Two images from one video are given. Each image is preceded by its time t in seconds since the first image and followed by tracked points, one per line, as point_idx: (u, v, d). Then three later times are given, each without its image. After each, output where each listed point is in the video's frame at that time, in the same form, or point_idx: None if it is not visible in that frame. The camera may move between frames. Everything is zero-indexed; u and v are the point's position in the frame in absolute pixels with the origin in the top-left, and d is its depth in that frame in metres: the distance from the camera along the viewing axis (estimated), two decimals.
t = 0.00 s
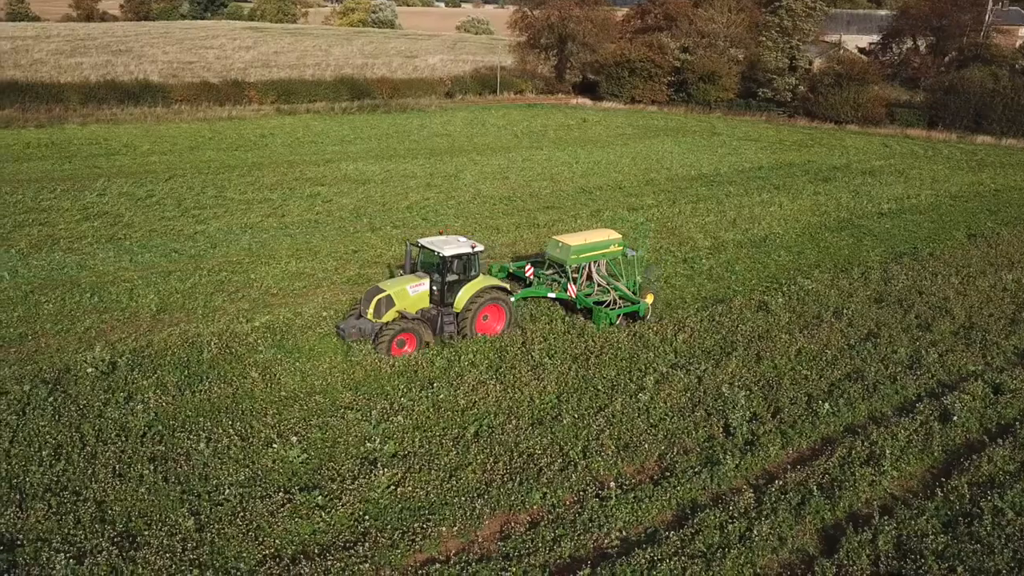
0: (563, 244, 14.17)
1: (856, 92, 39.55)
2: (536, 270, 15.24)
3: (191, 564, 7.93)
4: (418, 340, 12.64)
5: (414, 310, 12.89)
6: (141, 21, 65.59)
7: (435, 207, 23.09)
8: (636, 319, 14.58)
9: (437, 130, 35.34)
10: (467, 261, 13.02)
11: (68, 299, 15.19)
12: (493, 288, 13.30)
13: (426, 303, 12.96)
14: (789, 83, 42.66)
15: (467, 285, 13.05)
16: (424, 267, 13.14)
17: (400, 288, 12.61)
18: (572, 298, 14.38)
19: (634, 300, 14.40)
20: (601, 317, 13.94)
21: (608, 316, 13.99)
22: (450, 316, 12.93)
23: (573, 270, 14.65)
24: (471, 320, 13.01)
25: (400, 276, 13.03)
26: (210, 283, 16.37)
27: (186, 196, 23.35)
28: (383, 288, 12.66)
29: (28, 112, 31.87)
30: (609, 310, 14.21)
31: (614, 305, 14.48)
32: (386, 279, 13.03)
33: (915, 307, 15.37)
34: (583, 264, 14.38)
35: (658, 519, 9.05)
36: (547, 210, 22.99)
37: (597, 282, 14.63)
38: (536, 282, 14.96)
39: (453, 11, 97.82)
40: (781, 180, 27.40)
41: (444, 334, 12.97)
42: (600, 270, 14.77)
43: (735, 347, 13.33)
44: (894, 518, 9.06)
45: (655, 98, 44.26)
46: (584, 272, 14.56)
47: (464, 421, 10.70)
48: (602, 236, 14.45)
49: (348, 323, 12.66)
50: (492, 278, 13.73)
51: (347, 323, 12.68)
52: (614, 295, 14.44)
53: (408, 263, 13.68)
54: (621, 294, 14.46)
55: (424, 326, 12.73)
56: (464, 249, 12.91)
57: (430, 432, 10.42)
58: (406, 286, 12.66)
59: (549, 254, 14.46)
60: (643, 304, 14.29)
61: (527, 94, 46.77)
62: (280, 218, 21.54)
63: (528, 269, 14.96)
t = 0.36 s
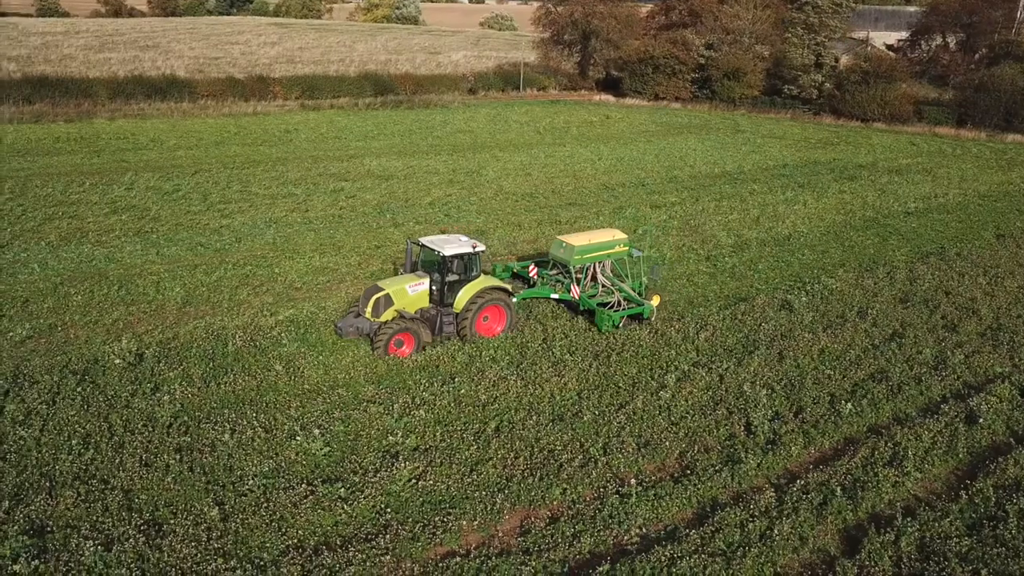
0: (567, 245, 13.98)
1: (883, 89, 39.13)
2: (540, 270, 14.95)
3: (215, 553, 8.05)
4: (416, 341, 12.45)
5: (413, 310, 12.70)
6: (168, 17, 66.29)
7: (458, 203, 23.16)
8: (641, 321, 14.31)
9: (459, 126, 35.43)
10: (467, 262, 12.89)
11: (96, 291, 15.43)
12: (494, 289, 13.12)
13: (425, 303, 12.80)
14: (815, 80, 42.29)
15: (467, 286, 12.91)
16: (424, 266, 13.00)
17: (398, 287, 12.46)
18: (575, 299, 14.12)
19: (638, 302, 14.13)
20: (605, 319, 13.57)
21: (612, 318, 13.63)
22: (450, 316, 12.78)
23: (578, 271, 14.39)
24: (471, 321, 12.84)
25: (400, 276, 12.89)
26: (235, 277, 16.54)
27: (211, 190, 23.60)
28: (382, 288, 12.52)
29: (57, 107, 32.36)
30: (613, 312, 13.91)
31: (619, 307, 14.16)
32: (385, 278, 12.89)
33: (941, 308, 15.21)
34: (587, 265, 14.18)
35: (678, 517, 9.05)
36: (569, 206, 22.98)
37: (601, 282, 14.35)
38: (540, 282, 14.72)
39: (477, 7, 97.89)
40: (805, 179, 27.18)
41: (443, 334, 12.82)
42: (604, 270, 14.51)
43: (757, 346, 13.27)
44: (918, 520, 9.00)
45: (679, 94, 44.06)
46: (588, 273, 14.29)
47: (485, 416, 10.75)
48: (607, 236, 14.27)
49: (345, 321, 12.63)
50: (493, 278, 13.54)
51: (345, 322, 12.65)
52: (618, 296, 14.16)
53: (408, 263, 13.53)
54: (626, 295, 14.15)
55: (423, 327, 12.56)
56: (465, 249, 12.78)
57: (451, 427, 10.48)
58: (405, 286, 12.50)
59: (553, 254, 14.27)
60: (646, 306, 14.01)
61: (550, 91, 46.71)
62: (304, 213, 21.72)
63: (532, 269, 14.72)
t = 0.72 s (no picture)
0: (572, 245, 13.72)
1: (912, 88, 38.68)
2: (546, 270, 14.75)
3: (241, 544, 8.16)
4: (416, 342, 12.33)
5: (414, 310, 12.57)
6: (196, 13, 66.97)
7: (481, 200, 23.19)
8: (646, 324, 13.99)
9: (484, 123, 35.48)
10: (468, 262, 12.77)
11: (125, 285, 15.65)
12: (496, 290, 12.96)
13: (426, 303, 12.67)
14: (843, 79, 41.83)
15: (468, 287, 12.77)
16: (425, 267, 12.92)
17: (398, 287, 12.33)
18: (580, 300, 13.89)
19: (645, 304, 13.84)
20: (609, 320, 13.40)
21: (616, 320, 13.47)
22: (451, 317, 12.66)
23: (584, 271, 14.19)
24: (472, 322, 12.69)
25: (400, 276, 12.76)
26: (261, 271, 16.70)
27: (238, 186, 23.83)
28: (382, 288, 12.39)
29: (87, 102, 32.81)
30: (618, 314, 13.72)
31: (624, 309, 13.95)
32: (385, 279, 12.76)
33: (970, 309, 15.01)
34: (593, 266, 13.95)
35: (701, 516, 9.02)
36: (593, 204, 22.93)
37: (607, 283, 14.13)
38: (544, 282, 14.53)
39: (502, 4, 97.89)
40: (832, 178, 26.91)
41: (443, 335, 12.70)
42: (611, 271, 14.28)
43: (782, 346, 13.17)
44: (945, 523, 8.90)
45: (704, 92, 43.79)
46: (594, 274, 14.09)
47: (508, 413, 10.77)
48: (614, 236, 14.01)
49: (344, 322, 12.46)
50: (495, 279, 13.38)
51: (343, 322, 12.47)
52: (624, 298, 13.91)
53: (410, 263, 13.41)
54: (632, 297, 13.92)
55: (423, 328, 12.44)
56: (466, 249, 12.65)
57: (474, 422, 10.52)
58: (405, 286, 12.37)
59: (558, 254, 14.00)
60: (653, 308, 13.73)
61: (575, 87, 46.60)
62: (329, 208, 21.86)
63: (537, 269, 14.52)
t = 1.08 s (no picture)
0: (576, 246, 13.52)
1: (941, 86, 38.22)
2: (549, 271, 14.64)
3: (266, 535, 8.26)
4: (414, 344, 12.12)
5: (413, 311, 12.41)
6: (222, 10, 67.58)
7: (504, 197, 23.23)
8: (650, 328, 13.73)
9: (507, 121, 35.50)
10: (469, 263, 12.57)
11: (153, 279, 15.85)
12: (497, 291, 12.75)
13: (425, 304, 12.49)
14: (870, 77, 41.37)
15: (468, 288, 12.57)
16: (425, 266, 12.72)
17: (397, 288, 12.19)
18: (583, 302, 13.59)
19: (649, 307, 13.55)
20: (611, 323, 13.04)
21: (618, 323, 13.12)
22: (450, 318, 12.48)
23: (588, 273, 13.93)
24: (472, 323, 12.49)
25: (399, 276, 12.61)
26: (286, 267, 16.83)
27: (264, 182, 24.04)
28: (380, 288, 12.27)
29: (116, 99, 33.25)
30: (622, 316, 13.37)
31: (629, 311, 13.58)
32: (384, 279, 12.63)
33: (999, 312, 14.81)
34: (597, 267, 13.72)
35: (722, 516, 8.99)
36: (617, 202, 22.88)
37: (611, 285, 13.86)
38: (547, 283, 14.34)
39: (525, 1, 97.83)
40: (859, 177, 26.65)
41: (443, 336, 12.54)
42: (616, 274, 14.06)
43: (806, 347, 13.08)
44: (971, 527, 8.81)
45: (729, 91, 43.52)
46: (598, 275, 13.82)
47: (530, 410, 10.79)
48: (619, 237, 13.81)
49: (341, 323, 12.36)
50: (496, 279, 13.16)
51: (341, 323, 12.38)
52: (628, 300, 13.56)
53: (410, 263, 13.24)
54: (636, 299, 13.59)
55: (421, 329, 12.24)
56: (466, 249, 12.45)
57: (496, 419, 10.55)
58: (404, 286, 12.23)
59: (562, 256, 13.83)
60: (657, 312, 13.46)
61: (598, 85, 46.49)
62: (353, 205, 22.00)
63: (541, 270, 14.42)
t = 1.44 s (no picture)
0: (577, 246, 13.29)
1: (970, 84, 37.74)
2: (551, 271, 14.44)
3: (289, 528, 8.34)
4: (409, 344, 11.95)
5: (409, 312, 12.30)
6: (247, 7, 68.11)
7: (526, 194, 23.24)
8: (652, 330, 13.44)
9: (530, 117, 35.48)
10: (467, 263, 12.44)
11: (178, 273, 16.04)
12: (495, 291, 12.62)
13: (422, 304, 12.39)
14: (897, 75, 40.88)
15: (466, 288, 12.44)
16: (422, 266, 12.58)
17: (393, 287, 12.10)
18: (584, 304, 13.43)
19: (651, 308, 13.27)
20: (611, 326, 12.81)
21: (618, 326, 12.87)
22: (447, 319, 12.36)
23: (590, 274, 13.68)
24: (470, 323, 12.35)
25: (397, 277, 12.52)
26: (310, 262, 16.96)
27: (287, 178, 24.22)
28: (377, 288, 12.18)
29: (142, 94, 33.62)
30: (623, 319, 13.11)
31: (630, 313, 13.32)
32: (382, 279, 12.54)
33: None
34: (599, 268, 13.45)
35: (744, 516, 8.95)
36: (639, 200, 22.82)
37: (613, 286, 13.57)
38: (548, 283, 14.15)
39: None
40: (885, 176, 26.37)
41: (440, 337, 12.41)
42: (619, 274, 13.72)
43: (829, 347, 12.98)
44: (997, 531, 8.71)
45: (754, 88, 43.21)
46: (600, 276, 13.56)
47: (550, 407, 10.80)
48: (622, 237, 13.51)
49: (337, 322, 12.23)
50: (495, 280, 13.02)
51: (336, 323, 12.25)
52: (630, 302, 13.30)
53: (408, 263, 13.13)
54: (639, 301, 13.30)
55: (418, 329, 12.09)
56: (463, 249, 12.33)
57: (516, 416, 10.57)
58: (401, 286, 12.14)
59: (564, 256, 13.59)
60: (659, 313, 13.18)
61: (621, 83, 46.33)
62: (375, 201, 22.11)
63: (543, 270, 14.22)
